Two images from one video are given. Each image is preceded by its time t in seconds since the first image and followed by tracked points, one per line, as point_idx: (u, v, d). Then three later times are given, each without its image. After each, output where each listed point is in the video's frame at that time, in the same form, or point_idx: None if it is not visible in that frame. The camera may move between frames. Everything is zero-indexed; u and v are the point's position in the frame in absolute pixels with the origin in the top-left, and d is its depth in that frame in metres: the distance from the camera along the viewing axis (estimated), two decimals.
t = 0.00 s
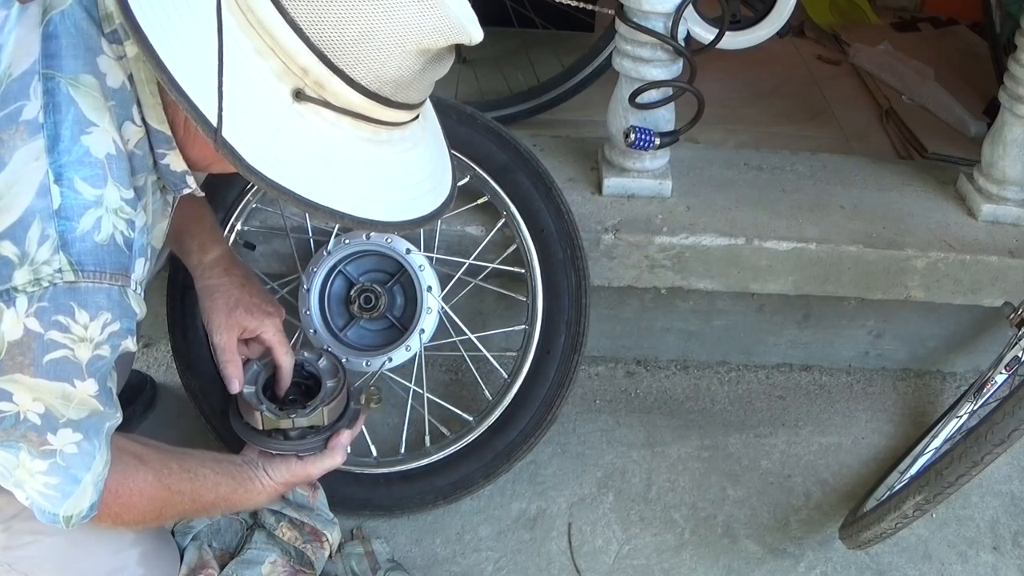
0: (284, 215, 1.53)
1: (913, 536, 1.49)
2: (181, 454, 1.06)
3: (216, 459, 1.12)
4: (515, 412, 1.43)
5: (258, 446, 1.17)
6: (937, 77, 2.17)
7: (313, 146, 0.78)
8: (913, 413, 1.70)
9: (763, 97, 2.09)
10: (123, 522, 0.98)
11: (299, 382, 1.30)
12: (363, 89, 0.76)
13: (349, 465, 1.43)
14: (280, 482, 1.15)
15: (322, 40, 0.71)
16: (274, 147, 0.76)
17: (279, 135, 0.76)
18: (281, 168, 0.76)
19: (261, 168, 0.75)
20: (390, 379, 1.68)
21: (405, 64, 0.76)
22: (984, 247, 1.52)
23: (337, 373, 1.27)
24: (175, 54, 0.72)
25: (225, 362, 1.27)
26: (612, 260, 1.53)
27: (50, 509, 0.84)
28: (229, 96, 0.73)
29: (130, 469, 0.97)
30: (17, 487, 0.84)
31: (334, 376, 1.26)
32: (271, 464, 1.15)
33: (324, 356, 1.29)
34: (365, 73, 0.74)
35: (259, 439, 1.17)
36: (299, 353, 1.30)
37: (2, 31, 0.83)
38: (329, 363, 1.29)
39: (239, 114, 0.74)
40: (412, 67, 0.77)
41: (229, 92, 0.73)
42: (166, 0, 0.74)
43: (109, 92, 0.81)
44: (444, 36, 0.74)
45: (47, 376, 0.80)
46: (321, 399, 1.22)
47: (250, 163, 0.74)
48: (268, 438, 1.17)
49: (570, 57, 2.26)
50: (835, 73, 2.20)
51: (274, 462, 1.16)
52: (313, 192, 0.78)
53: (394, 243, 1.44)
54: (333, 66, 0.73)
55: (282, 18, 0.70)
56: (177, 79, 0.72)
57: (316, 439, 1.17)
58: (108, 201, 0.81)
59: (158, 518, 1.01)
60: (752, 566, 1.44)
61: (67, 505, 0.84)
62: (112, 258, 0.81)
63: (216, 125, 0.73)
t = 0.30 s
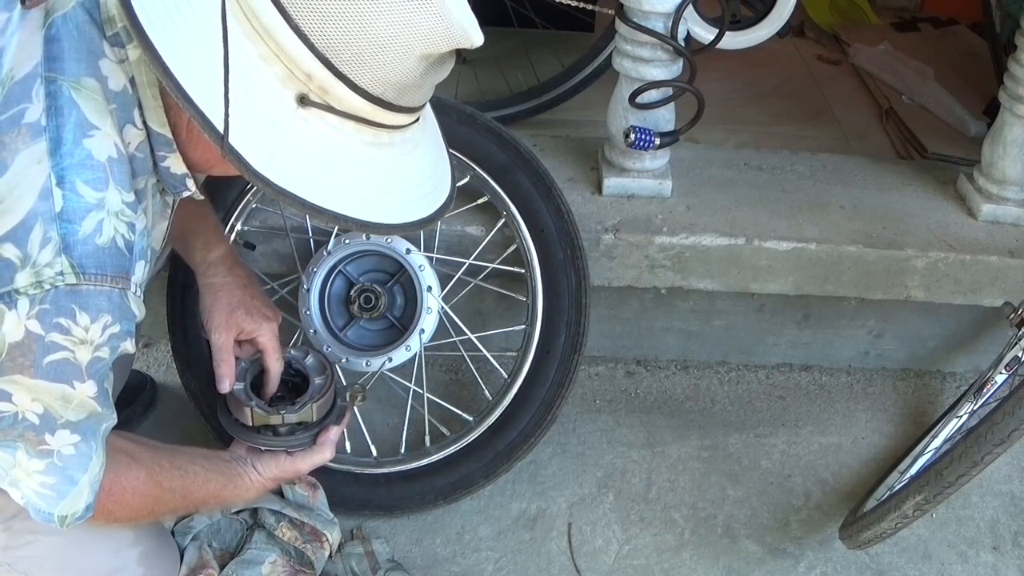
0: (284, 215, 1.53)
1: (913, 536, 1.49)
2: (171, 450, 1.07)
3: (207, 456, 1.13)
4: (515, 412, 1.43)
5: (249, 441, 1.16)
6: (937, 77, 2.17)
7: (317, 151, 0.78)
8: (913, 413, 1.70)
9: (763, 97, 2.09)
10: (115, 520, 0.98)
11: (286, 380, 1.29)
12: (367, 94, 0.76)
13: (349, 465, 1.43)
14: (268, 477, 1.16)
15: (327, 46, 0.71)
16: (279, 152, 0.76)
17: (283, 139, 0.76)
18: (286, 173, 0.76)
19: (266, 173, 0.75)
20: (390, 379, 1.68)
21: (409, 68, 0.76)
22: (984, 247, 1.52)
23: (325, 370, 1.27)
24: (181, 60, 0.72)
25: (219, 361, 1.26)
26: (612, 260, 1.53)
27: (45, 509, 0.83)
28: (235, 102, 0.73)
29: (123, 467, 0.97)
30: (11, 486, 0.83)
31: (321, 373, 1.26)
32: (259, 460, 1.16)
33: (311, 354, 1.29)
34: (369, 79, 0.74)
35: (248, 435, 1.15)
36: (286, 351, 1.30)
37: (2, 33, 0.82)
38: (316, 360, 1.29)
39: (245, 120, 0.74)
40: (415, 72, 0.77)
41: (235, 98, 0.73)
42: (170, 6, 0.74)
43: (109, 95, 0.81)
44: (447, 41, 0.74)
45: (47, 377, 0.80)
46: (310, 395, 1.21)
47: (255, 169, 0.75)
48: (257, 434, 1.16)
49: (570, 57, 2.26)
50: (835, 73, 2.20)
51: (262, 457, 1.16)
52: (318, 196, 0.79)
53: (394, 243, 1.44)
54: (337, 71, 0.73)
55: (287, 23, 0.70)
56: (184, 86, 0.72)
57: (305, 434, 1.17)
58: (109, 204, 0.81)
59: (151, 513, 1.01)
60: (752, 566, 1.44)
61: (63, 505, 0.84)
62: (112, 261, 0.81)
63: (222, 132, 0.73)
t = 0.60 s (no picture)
0: (284, 215, 1.53)
1: (914, 536, 1.49)
2: (175, 451, 1.07)
3: (211, 456, 1.13)
4: (515, 412, 1.43)
5: (254, 441, 1.16)
6: (937, 77, 2.17)
7: (318, 149, 0.78)
8: (913, 413, 1.70)
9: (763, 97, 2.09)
10: (121, 522, 0.97)
11: (291, 380, 1.30)
12: (367, 91, 0.76)
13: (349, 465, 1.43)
14: (273, 477, 1.16)
15: (327, 44, 0.72)
16: (280, 150, 0.76)
17: (284, 137, 0.76)
18: (287, 171, 0.76)
19: (267, 171, 0.75)
20: (390, 379, 1.68)
21: (408, 66, 0.76)
22: (984, 247, 1.52)
23: (329, 370, 1.27)
24: (182, 59, 0.72)
25: (223, 361, 1.26)
26: (612, 260, 1.53)
27: (50, 510, 0.83)
28: (236, 100, 0.73)
29: (128, 467, 0.97)
30: (15, 487, 0.83)
31: (326, 373, 1.27)
32: (264, 460, 1.17)
33: (315, 354, 1.30)
34: (369, 77, 0.75)
35: (252, 435, 1.16)
36: (290, 351, 1.30)
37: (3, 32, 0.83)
38: (320, 360, 1.29)
39: (245, 118, 0.74)
40: (415, 71, 0.77)
41: (236, 96, 0.73)
42: (170, 5, 0.74)
43: (110, 93, 0.81)
44: (447, 40, 0.74)
45: (48, 376, 0.80)
46: (314, 395, 1.22)
47: (257, 166, 0.74)
48: (262, 434, 1.16)
49: (570, 57, 2.26)
50: (835, 73, 2.20)
51: (267, 457, 1.17)
52: (319, 194, 0.79)
53: (394, 243, 1.44)
54: (337, 68, 0.73)
55: (287, 22, 0.70)
56: (185, 84, 0.72)
57: (310, 434, 1.18)
58: (110, 202, 0.81)
59: (154, 514, 1.00)
60: (752, 566, 1.44)
61: (67, 505, 0.84)
62: (114, 258, 0.81)
63: (223, 129, 0.73)
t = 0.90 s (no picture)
0: (284, 215, 1.53)
1: (914, 536, 1.49)
2: (178, 450, 1.07)
3: (212, 455, 1.13)
4: (515, 412, 1.43)
5: (255, 440, 1.16)
6: (937, 77, 2.17)
7: (323, 151, 0.78)
8: (913, 413, 1.70)
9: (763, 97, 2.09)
10: (123, 520, 0.97)
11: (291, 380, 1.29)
12: (369, 92, 0.76)
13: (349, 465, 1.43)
14: (273, 477, 1.16)
15: (328, 47, 0.72)
16: (285, 155, 0.76)
17: (289, 142, 0.76)
18: (294, 176, 0.77)
19: (275, 178, 0.76)
20: (390, 379, 1.68)
21: (410, 65, 0.76)
22: (984, 247, 1.52)
23: (330, 371, 1.27)
24: (184, 69, 0.72)
25: (225, 361, 1.25)
26: (612, 260, 1.53)
27: (53, 510, 0.84)
28: (240, 108, 0.73)
29: (129, 467, 0.97)
30: (18, 488, 0.84)
31: (327, 373, 1.27)
32: (264, 459, 1.16)
33: (316, 354, 1.30)
34: (370, 77, 0.75)
35: (253, 433, 1.16)
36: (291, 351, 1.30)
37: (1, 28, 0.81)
38: (321, 360, 1.29)
39: (250, 125, 0.74)
40: (416, 69, 0.77)
41: (240, 104, 0.73)
42: (169, 11, 0.74)
43: (111, 89, 0.82)
44: (447, 37, 0.74)
45: (51, 373, 0.80)
46: (316, 395, 1.22)
47: (264, 174, 0.75)
48: (264, 433, 1.16)
49: (570, 57, 2.26)
50: (835, 73, 2.20)
51: (268, 457, 1.17)
52: (327, 197, 0.79)
53: (394, 243, 1.44)
54: (339, 72, 0.73)
55: (288, 27, 0.70)
56: (189, 96, 0.71)
57: (312, 434, 1.18)
58: (111, 198, 0.81)
59: (157, 514, 1.01)
60: (752, 566, 1.44)
61: (70, 506, 0.85)
62: (116, 254, 0.81)
63: (230, 140, 0.73)
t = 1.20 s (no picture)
0: (284, 215, 1.53)
1: (913, 536, 1.49)
2: (178, 449, 1.07)
3: (213, 454, 1.13)
4: (515, 412, 1.43)
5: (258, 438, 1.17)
6: (937, 77, 2.17)
7: (324, 150, 0.78)
8: (913, 413, 1.70)
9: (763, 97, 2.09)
10: (123, 520, 0.97)
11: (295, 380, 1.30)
12: (370, 91, 0.76)
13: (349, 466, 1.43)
14: (275, 475, 1.16)
15: (329, 46, 0.71)
16: (286, 154, 0.76)
17: (290, 140, 0.76)
18: (294, 174, 0.77)
19: (276, 177, 0.76)
20: (390, 379, 1.68)
21: (411, 65, 0.76)
22: (984, 247, 1.53)
23: (336, 372, 1.29)
24: (185, 66, 0.72)
25: (230, 360, 1.26)
26: (612, 260, 1.53)
27: (53, 509, 0.84)
28: (240, 106, 0.73)
29: (130, 467, 0.97)
30: (18, 487, 0.84)
31: (333, 375, 1.29)
32: (268, 458, 1.17)
33: (321, 354, 1.31)
34: (372, 77, 0.75)
35: (260, 431, 1.17)
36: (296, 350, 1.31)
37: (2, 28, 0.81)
38: (327, 361, 1.31)
39: (250, 122, 0.74)
40: (418, 68, 0.77)
41: (241, 102, 0.73)
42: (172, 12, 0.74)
43: (113, 89, 0.82)
44: (450, 37, 0.74)
45: (52, 373, 0.80)
46: (322, 395, 1.23)
47: (264, 172, 0.75)
48: (269, 431, 1.17)
49: (570, 57, 2.26)
50: (835, 73, 2.20)
51: (271, 456, 1.17)
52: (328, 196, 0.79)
53: (394, 243, 1.44)
54: (340, 70, 0.73)
55: (290, 25, 0.70)
56: (189, 93, 0.72)
57: (316, 433, 1.19)
58: (113, 197, 0.81)
59: (157, 513, 1.00)
60: (752, 566, 1.44)
61: (70, 504, 0.85)
62: (117, 254, 0.81)
63: (230, 137, 0.73)
